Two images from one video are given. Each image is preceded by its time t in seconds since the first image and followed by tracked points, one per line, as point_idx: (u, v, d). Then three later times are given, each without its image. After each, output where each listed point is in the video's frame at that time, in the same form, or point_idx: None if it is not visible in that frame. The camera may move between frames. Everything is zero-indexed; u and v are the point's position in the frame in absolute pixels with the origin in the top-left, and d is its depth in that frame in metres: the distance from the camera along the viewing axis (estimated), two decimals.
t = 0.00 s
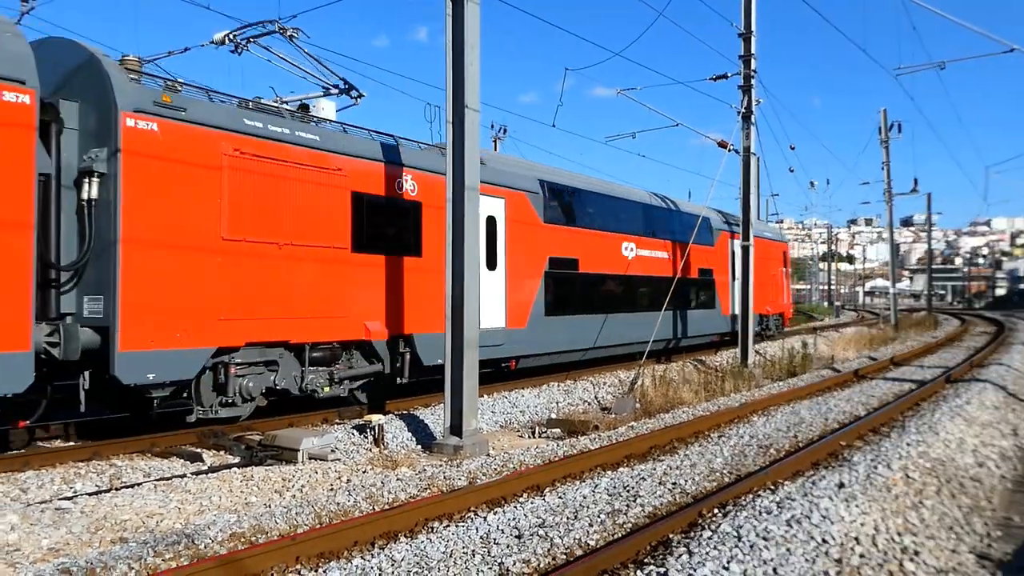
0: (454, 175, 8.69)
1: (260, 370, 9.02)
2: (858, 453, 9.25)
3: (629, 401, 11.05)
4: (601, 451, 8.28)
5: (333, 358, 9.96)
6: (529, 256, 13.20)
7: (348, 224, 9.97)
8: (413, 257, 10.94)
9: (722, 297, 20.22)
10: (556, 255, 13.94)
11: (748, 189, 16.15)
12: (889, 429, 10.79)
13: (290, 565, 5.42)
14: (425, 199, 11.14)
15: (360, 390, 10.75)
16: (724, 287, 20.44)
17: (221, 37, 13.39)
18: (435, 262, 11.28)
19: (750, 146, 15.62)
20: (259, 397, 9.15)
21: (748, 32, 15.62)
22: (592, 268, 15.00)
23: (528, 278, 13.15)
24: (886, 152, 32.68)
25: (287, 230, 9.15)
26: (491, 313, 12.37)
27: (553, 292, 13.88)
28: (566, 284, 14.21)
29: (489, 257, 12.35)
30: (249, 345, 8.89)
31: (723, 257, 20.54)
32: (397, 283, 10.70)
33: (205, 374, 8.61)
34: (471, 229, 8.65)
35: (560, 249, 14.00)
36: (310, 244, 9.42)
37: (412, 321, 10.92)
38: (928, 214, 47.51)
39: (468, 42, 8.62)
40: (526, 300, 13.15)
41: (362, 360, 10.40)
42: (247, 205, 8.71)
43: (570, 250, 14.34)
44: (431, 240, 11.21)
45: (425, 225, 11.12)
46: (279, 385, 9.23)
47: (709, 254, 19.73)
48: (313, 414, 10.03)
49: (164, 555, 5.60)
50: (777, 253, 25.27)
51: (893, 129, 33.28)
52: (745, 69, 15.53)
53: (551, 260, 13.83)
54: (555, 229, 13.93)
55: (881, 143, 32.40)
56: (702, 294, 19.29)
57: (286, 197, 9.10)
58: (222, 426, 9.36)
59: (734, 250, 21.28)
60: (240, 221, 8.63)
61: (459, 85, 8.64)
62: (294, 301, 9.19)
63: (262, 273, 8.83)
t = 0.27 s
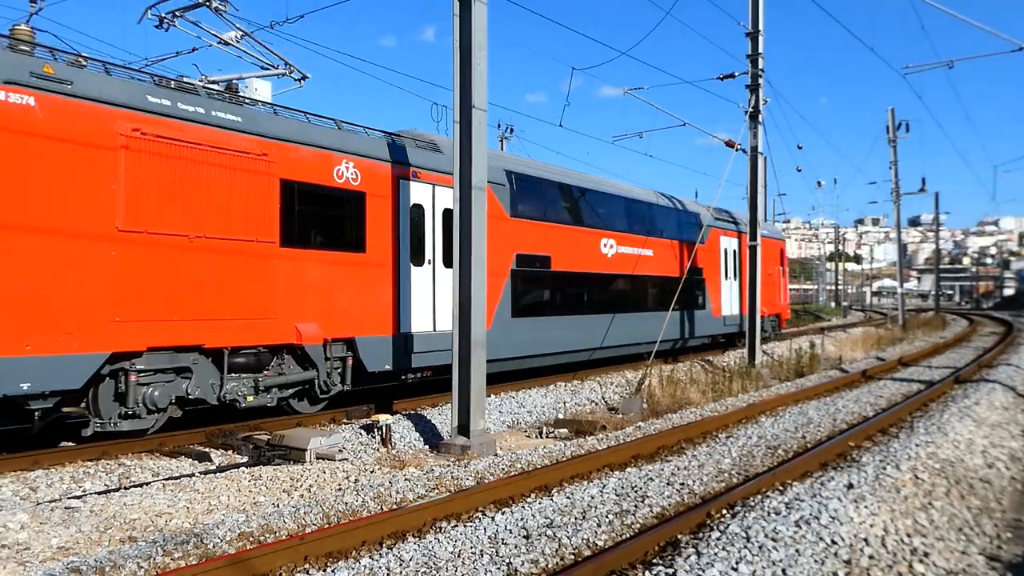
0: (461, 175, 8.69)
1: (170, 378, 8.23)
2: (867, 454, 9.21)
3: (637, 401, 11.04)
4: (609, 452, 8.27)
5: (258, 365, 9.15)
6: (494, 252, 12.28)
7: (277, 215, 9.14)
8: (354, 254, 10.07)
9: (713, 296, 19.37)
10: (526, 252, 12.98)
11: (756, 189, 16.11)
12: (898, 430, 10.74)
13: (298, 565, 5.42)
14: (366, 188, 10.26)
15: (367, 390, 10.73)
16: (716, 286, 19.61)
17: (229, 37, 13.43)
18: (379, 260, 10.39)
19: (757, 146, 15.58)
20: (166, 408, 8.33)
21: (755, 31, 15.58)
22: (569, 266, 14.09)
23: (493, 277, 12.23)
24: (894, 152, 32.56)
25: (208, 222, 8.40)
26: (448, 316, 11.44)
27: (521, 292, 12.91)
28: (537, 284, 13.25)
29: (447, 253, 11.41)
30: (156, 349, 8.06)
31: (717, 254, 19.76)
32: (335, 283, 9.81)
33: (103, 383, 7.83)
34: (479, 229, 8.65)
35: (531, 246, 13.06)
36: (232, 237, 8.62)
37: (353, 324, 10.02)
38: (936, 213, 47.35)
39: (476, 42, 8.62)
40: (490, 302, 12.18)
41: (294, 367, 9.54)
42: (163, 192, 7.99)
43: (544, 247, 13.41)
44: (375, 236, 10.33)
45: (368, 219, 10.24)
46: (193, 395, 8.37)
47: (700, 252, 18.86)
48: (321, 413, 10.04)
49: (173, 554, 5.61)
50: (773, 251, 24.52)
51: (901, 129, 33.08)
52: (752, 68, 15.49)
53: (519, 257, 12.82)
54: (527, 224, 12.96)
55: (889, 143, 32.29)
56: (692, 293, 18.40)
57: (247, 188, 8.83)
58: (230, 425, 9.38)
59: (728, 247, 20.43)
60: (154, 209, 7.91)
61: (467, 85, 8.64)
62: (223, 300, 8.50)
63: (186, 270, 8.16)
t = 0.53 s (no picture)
0: (471, 176, 8.69)
1: (56, 387, 7.33)
2: (878, 456, 9.16)
3: (646, 402, 11.02)
4: (619, 453, 8.25)
5: (165, 372, 8.26)
6: (451, 248, 11.39)
7: (190, 206, 8.24)
8: (287, 248, 9.19)
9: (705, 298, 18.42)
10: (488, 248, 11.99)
11: (766, 189, 16.06)
12: (909, 431, 10.68)
13: (309, 564, 5.43)
14: (302, 176, 9.40)
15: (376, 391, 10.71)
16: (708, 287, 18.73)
17: (240, 38, 13.46)
18: (317, 254, 9.50)
19: (768, 146, 15.53)
20: (49, 420, 7.41)
21: (765, 32, 15.54)
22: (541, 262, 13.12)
23: (450, 275, 11.37)
24: (905, 152, 32.41)
25: (122, 212, 7.59)
26: (400, 317, 10.53)
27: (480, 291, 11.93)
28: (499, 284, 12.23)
29: (396, 249, 10.52)
30: (39, 353, 7.16)
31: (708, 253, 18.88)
32: (271, 280, 9.03)
33: None
34: (488, 229, 8.64)
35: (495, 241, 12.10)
36: (143, 230, 7.78)
37: (291, 325, 9.16)
38: (947, 214, 47.10)
39: (486, 42, 8.62)
40: (449, 304, 11.35)
41: (212, 373, 8.63)
42: (68, 179, 7.19)
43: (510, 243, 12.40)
44: (310, 228, 9.44)
45: (305, 211, 9.39)
46: (82, 406, 7.46)
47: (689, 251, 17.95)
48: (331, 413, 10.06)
49: (184, 553, 5.63)
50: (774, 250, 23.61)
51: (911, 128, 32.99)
52: (762, 68, 15.45)
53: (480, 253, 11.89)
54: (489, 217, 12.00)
55: (900, 144, 32.14)
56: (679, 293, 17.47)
57: (231, 186, 8.66)
58: (240, 425, 9.40)
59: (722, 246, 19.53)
60: (61, 203, 7.14)
61: (477, 85, 8.65)
62: (167, 301, 7.98)
63: (129, 265, 7.64)
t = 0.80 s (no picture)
0: (480, 176, 8.68)
1: None
2: (890, 456, 9.11)
3: (656, 401, 10.99)
4: (629, 453, 8.22)
5: (37, 382, 7.15)
6: (394, 241, 10.35)
7: (69, 190, 7.30)
8: (194, 241, 8.25)
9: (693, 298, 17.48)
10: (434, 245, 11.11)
11: (776, 189, 16.00)
12: (922, 432, 10.62)
13: (320, 564, 5.43)
14: (217, 161, 8.46)
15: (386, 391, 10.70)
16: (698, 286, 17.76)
17: (250, 40, 13.51)
18: (234, 246, 8.56)
19: (778, 146, 15.47)
20: None
21: (776, 31, 15.48)
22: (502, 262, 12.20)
23: (391, 271, 10.30)
24: (917, 151, 32.23)
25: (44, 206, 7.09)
26: (332, 318, 9.48)
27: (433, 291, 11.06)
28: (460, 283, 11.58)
29: (328, 241, 9.49)
30: None
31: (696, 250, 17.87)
32: (180, 277, 8.13)
33: None
34: (498, 229, 8.63)
35: (444, 238, 11.29)
36: (30, 217, 6.98)
37: (210, 328, 8.32)
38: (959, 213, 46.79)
39: (495, 42, 8.62)
40: (393, 304, 10.34)
41: (96, 382, 7.53)
42: None
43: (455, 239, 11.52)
44: (221, 217, 8.47)
45: (218, 199, 8.44)
46: None
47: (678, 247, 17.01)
48: (341, 413, 10.08)
49: (196, 552, 5.65)
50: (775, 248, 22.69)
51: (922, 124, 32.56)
52: (773, 68, 15.39)
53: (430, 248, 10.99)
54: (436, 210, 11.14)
55: (912, 143, 31.95)
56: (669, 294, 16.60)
57: (152, 175, 8.00)
58: (251, 425, 9.43)
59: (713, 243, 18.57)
60: None
61: (487, 85, 8.65)
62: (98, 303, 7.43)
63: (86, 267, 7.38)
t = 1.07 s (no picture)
0: (489, 177, 8.68)
1: None
2: (901, 457, 9.05)
3: (666, 402, 10.96)
4: (639, 454, 8.20)
5: None
6: (326, 235, 9.40)
7: None
8: (84, 230, 7.38)
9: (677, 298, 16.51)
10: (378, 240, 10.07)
11: (786, 188, 15.93)
12: (933, 432, 10.55)
13: (329, 565, 5.44)
14: (109, 144, 7.56)
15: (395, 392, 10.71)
16: (684, 286, 16.74)
17: (259, 41, 13.54)
18: (129, 237, 7.64)
19: (788, 145, 15.41)
20: None
21: (785, 30, 15.41)
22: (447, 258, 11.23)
23: (323, 267, 9.36)
24: (927, 150, 32.08)
25: None
26: (254, 321, 8.62)
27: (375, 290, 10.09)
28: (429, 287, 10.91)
29: (245, 235, 8.61)
30: None
31: (683, 248, 16.85)
32: (71, 272, 7.28)
33: None
34: (506, 230, 8.64)
35: (391, 232, 10.23)
36: None
37: (115, 330, 7.51)
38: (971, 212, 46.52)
39: (504, 42, 8.61)
40: (330, 305, 9.46)
41: None
42: None
43: (404, 235, 10.46)
44: (113, 203, 7.55)
45: (107, 186, 7.51)
46: None
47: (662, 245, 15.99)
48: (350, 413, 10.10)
49: (206, 553, 5.66)
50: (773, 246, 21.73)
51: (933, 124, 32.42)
52: (782, 66, 15.32)
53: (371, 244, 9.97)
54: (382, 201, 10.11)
55: (922, 141, 31.79)
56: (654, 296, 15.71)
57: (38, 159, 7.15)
58: (261, 425, 9.46)
59: (701, 242, 17.59)
60: None
61: (495, 86, 8.64)
62: None
63: None
